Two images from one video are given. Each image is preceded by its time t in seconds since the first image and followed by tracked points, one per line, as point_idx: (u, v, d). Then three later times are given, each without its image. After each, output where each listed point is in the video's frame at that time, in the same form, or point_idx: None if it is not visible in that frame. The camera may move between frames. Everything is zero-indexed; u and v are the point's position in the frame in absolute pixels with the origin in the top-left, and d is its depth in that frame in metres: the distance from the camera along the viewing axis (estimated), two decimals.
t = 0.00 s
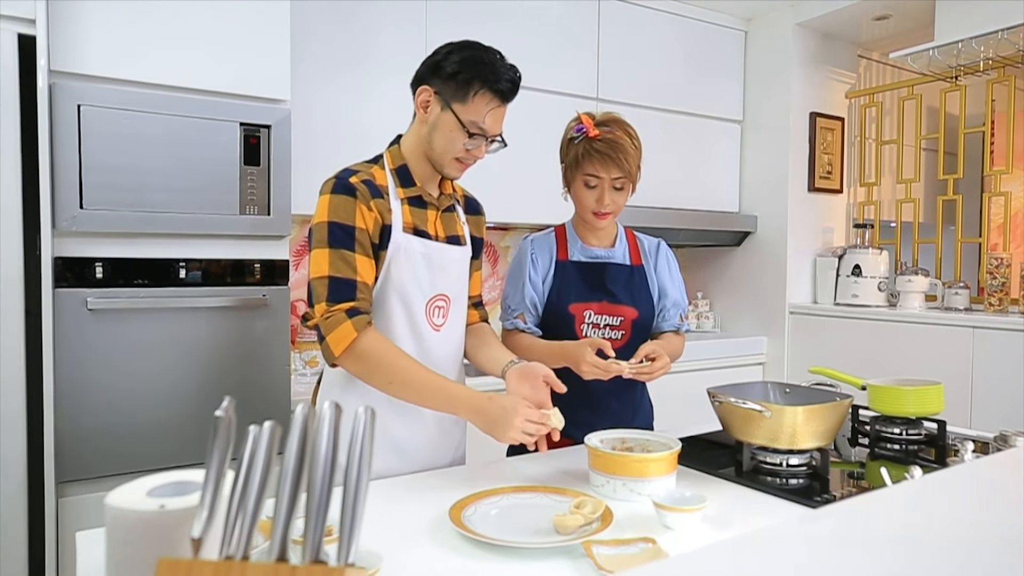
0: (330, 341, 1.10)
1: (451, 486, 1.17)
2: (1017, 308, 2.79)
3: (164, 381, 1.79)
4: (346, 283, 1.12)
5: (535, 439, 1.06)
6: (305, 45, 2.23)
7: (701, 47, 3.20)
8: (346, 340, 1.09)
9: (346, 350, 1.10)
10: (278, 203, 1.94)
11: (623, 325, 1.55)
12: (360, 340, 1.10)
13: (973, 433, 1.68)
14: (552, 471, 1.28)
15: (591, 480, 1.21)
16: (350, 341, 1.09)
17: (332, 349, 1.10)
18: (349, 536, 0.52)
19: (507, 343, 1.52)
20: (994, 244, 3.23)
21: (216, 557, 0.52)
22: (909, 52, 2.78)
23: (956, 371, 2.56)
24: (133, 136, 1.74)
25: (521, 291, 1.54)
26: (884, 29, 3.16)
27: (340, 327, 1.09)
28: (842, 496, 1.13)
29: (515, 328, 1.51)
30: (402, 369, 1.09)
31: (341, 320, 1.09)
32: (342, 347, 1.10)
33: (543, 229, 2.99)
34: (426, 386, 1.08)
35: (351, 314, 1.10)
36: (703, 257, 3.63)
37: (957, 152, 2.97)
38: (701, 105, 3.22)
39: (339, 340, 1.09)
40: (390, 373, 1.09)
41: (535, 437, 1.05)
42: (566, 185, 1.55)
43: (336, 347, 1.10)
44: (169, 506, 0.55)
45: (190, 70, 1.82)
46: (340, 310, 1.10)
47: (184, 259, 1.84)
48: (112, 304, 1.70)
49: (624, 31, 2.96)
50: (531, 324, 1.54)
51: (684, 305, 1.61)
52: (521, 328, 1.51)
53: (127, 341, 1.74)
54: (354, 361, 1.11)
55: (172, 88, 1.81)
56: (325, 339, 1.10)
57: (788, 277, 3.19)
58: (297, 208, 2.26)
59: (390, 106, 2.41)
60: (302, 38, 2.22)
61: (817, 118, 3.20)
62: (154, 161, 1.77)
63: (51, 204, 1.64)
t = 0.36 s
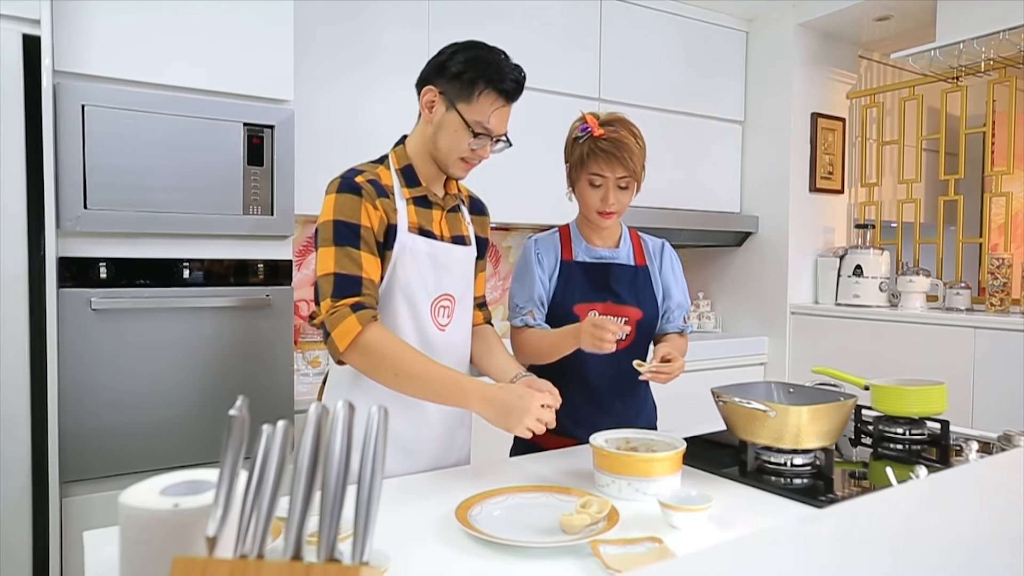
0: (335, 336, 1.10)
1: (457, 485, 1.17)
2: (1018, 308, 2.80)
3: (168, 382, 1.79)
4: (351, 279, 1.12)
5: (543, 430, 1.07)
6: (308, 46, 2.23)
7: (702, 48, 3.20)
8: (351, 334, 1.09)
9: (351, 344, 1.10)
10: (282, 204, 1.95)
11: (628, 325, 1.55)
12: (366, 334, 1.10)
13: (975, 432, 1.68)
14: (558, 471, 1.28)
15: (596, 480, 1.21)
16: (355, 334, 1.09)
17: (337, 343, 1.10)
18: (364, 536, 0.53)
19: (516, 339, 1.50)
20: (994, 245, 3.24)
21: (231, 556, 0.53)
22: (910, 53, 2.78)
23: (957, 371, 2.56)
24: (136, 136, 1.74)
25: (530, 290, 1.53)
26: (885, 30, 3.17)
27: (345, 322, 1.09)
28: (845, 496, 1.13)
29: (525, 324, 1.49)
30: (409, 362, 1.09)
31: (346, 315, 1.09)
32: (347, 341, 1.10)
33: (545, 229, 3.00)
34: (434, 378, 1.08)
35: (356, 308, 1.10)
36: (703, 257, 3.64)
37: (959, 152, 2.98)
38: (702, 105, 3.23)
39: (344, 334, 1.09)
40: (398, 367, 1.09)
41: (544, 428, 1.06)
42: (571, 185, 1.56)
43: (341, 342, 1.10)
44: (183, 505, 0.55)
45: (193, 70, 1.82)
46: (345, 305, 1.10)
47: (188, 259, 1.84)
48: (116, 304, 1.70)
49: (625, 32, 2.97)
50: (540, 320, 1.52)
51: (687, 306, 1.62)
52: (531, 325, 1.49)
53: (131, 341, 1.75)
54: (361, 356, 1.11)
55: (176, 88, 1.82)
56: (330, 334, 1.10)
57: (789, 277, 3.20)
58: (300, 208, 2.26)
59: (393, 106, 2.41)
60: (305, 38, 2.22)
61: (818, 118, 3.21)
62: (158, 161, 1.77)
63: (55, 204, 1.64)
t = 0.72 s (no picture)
0: (344, 335, 1.10)
1: (463, 485, 1.18)
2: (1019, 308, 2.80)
3: (171, 382, 1.79)
4: (359, 277, 1.12)
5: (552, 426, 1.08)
6: (310, 45, 2.23)
7: (704, 48, 3.21)
8: (359, 332, 1.09)
9: (360, 342, 1.10)
10: (285, 204, 1.95)
11: (635, 325, 1.56)
12: (375, 331, 1.10)
13: (977, 432, 1.68)
14: (562, 470, 1.28)
15: (601, 480, 1.21)
16: (363, 332, 1.09)
17: (346, 342, 1.10)
18: (376, 535, 0.53)
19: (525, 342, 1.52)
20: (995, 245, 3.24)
21: (243, 556, 0.53)
22: (911, 53, 2.78)
23: (958, 371, 2.56)
24: (139, 136, 1.74)
25: (539, 292, 1.53)
26: (886, 30, 3.17)
27: (353, 320, 1.09)
28: (851, 496, 1.13)
29: (532, 329, 1.50)
30: (419, 357, 1.09)
31: (354, 313, 1.09)
32: (355, 340, 1.09)
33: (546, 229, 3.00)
34: (444, 374, 1.08)
35: (364, 306, 1.10)
36: (704, 257, 3.64)
37: (959, 152, 2.98)
38: (703, 105, 3.23)
39: (353, 332, 1.09)
40: (407, 362, 1.09)
41: (553, 425, 1.07)
42: (579, 184, 1.56)
43: (350, 340, 1.09)
44: (194, 505, 0.55)
45: (196, 70, 1.82)
46: (353, 303, 1.11)
47: (191, 259, 1.84)
48: (120, 304, 1.70)
49: (627, 31, 2.97)
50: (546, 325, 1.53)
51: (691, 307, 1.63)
52: (538, 330, 1.50)
53: (133, 341, 1.75)
54: (369, 353, 1.10)
55: (179, 88, 1.81)
56: (339, 333, 1.10)
57: (790, 277, 3.20)
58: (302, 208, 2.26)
59: (395, 106, 2.41)
60: (308, 38, 2.22)
61: (819, 118, 3.21)
62: (160, 161, 1.77)
63: (58, 204, 1.64)
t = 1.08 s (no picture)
0: (346, 338, 1.10)
1: (465, 485, 1.18)
2: (1018, 308, 2.80)
3: (171, 382, 1.79)
4: (361, 279, 1.13)
5: (553, 430, 1.08)
6: (311, 45, 2.23)
7: (703, 48, 3.21)
8: (361, 335, 1.10)
9: (363, 345, 1.11)
10: (285, 204, 1.95)
11: (633, 325, 1.56)
12: (377, 335, 1.10)
13: (977, 432, 1.68)
14: (564, 470, 1.28)
15: (601, 479, 1.21)
16: (365, 336, 1.10)
17: (348, 345, 1.10)
18: (382, 533, 0.53)
19: (522, 343, 1.53)
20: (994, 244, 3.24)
21: (249, 555, 0.54)
22: (910, 52, 2.78)
23: (957, 371, 2.56)
24: (140, 137, 1.74)
25: (533, 293, 1.54)
26: (885, 30, 3.18)
27: (355, 323, 1.09)
28: (853, 494, 1.13)
29: (527, 331, 1.52)
30: (420, 360, 1.10)
31: (356, 316, 1.10)
32: (357, 343, 1.10)
33: (546, 229, 3.01)
34: (444, 376, 1.09)
35: (366, 310, 1.11)
36: (704, 257, 3.64)
37: (959, 152, 2.98)
38: (703, 105, 3.23)
39: (356, 336, 1.10)
40: (408, 365, 1.09)
41: (554, 428, 1.07)
42: (578, 185, 1.56)
43: (352, 344, 1.10)
44: (200, 504, 0.55)
45: (197, 70, 1.82)
46: (355, 306, 1.11)
47: (192, 259, 1.84)
48: (121, 304, 1.71)
49: (627, 31, 2.97)
50: (541, 327, 1.55)
51: (691, 307, 1.63)
52: (533, 332, 1.52)
53: (133, 341, 1.75)
54: (371, 356, 1.11)
55: (179, 88, 1.82)
56: (341, 335, 1.10)
57: (790, 277, 3.21)
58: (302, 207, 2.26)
59: (395, 106, 2.41)
60: (308, 38, 2.22)
61: (818, 118, 3.21)
62: (161, 162, 1.77)
63: (59, 204, 1.64)
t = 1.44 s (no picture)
0: (354, 339, 1.11)
1: (468, 484, 1.18)
2: (1017, 309, 2.81)
3: (173, 383, 1.79)
4: (367, 280, 1.13)
5: (557, 427, 1.09)
6: (312, 46, 2.24)
7: (703, 49, 3.22)
8: (369, 336, 1.10)
9: (370, 346, 1.11)
10: (287, 205, 1.95)
11: (634, 325, 1.57)
12: (383, 336, 1.11)
13: (977, 432, 1.69)
14: (566, 470, 1.29)
15: (604, 479, 1.22)
16: (373, 337, 1.10)
17: (356, 346, 1.11)
18: (392, 531, 0.54)
19: (523, 343, 1.53)
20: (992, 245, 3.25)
21: (263, 552, 0.54)
22: (909, 54, 2.79)
23: (956, 372, 2.57)
24: (142, 137, 1.75)
25: (534, 293, 1.55)
26: (884, 32, 3.19)
27: (362, 325, 1.10)
28: (853, 494, 1.14)
29: (529, 330, 1.53)
30: (425, 362, 1.10)
31: (363, 318, 1.10)
32: (365, 344, 1.11)
33: (546, 229, 3.01)
34: (449, 378, 1.10)
35: (372, 311, 1.11)
36: (704, 257, 3.65)
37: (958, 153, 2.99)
38: (703, 106, 3.24)
39: (363, 337, 1.10)
40: (413, 366, 1.10)
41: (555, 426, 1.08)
42: (578, 187, 1.56)
43: (360, 345, 1.11)
44: (212, 502, 0.56)
45: (199, 71, 1.83)
46: (362, 307, 1.12)
47: (194, 259, 1.85)
48: (123, 304, 1.71)
49: (627, 32, 2.98)
50: (543, 326, 1.56)
51: (691, 306, 1.63)
52: (535, 331, 1.53)
53: (135, 342, 1.75)
54: (376, 357, 1.12)
55: (180, 89, 1.82)
56: (349, 337, 1.11)
57: (789, 277, 3.22)
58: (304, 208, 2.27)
59: (396, 107, 2.42)
60: (310, 39, 2.23)
61: (817, 119, 3.22)
62: (164, 162, 1.78)
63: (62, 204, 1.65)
